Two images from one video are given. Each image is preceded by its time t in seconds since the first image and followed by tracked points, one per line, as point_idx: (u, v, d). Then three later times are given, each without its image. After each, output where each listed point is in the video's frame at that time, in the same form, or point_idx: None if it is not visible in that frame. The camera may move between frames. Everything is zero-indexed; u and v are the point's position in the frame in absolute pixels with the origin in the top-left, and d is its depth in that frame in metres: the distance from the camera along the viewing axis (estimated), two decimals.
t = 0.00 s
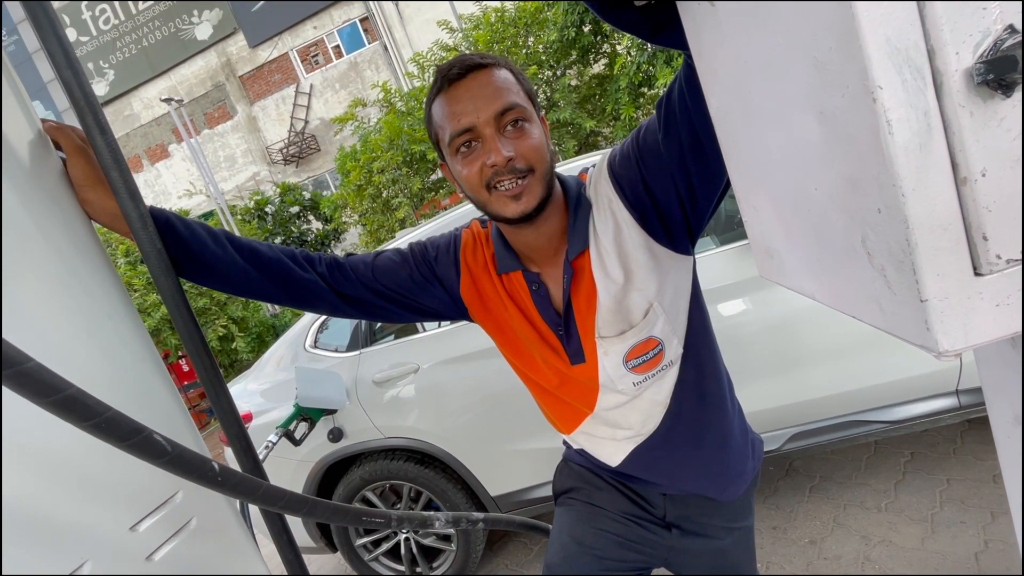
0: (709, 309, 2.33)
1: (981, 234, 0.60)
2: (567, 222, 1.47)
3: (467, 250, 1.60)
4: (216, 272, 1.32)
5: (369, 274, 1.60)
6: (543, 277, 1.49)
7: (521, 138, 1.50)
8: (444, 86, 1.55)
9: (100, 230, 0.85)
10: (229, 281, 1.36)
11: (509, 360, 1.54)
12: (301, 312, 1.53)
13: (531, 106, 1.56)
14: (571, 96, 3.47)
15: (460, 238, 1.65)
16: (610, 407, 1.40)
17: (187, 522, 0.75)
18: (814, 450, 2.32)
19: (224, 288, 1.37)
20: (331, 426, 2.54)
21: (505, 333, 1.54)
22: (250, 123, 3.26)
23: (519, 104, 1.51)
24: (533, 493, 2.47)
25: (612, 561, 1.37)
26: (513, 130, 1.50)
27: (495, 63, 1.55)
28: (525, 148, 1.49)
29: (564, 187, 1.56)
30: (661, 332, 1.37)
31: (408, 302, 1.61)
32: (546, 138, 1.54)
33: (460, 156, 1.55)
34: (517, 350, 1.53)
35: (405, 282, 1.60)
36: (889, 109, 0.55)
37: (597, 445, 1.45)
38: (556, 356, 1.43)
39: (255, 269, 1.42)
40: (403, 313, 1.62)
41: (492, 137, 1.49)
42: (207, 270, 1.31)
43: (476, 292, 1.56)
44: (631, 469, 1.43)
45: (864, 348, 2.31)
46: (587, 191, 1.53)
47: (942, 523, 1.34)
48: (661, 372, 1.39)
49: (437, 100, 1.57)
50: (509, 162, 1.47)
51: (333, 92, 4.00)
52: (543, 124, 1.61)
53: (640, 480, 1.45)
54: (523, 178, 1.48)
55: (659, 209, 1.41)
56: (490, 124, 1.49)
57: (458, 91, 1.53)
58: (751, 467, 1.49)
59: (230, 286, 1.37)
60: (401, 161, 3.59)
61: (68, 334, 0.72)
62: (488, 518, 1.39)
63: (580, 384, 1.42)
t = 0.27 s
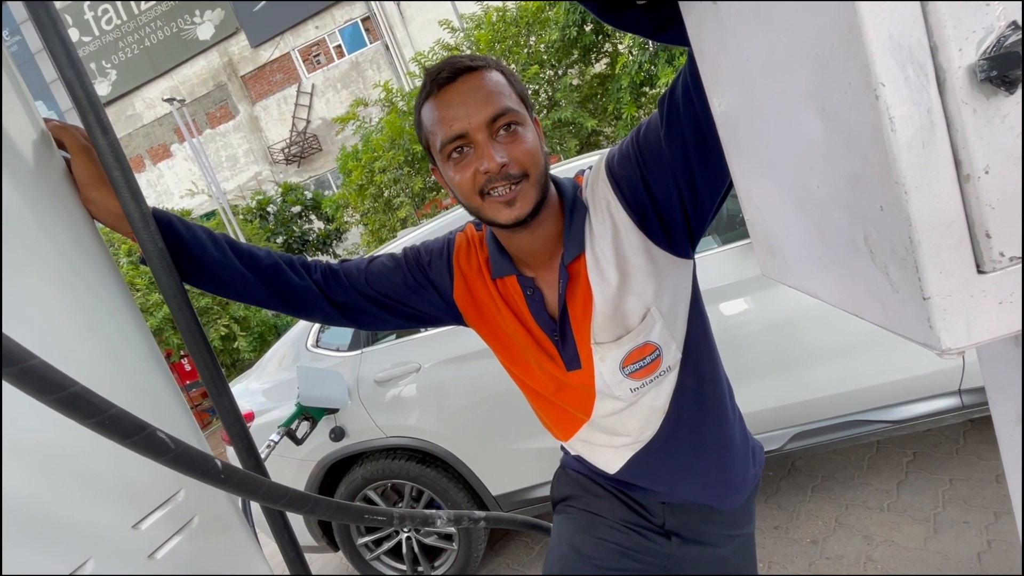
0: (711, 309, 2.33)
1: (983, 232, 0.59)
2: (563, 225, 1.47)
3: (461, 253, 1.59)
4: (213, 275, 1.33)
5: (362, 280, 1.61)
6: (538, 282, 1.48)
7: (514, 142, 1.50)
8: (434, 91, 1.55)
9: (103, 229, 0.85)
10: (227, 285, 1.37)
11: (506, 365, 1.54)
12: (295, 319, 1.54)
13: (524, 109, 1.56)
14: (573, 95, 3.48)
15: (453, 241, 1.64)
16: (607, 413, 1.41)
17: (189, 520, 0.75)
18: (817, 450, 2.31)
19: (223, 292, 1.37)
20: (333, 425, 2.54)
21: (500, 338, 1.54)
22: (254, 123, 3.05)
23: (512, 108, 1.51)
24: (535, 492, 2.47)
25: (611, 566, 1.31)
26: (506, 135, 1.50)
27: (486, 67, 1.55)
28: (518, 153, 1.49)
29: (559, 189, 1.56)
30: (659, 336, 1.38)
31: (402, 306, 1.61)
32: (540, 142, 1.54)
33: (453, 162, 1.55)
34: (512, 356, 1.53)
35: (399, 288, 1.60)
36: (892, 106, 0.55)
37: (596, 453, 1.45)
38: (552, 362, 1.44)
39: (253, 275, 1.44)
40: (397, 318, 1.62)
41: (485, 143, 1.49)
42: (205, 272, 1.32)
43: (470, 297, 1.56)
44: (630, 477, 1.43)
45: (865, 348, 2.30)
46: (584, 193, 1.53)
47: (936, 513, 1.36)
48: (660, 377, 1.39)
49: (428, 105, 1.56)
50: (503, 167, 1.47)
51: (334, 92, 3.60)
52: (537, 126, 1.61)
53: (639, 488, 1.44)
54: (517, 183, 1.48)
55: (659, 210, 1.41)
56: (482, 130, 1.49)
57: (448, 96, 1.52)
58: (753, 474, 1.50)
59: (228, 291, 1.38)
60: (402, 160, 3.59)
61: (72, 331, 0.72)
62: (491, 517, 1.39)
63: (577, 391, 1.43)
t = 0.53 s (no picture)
0: (713, 308, 2.32)
1: (987, 228, 0.59)
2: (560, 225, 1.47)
3: (454, 257, 1.59)
4: (211, 278, 1.32)
5: (356, 286, 1.61)
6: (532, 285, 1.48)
7: (511, 143, 1.49)
8: (431, 87, 1.53)
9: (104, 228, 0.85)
10: (224, 289, 1.36)
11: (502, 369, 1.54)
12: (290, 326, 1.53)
13: (522, 108, 1.55)
14: (575, 94, 3.48)
15: (446, 244, 1.64)
16: (607, 418, 1.40)
17: (191, 518, 0.75)
18: (820, 450, 2.31)
19: (221, 295, 1.36)
20: (335, 424, 2.54)
21: (496, 343, 1.54)
22: (256, 122, 3.04)
23: (510, 108, 1.50)
24: (537, 491, 2.46)
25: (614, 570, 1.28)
26: (503, 135, 1.50)
27: (485, 64, 1.53)
28: (515, 155, 1.48)
29: (556, 189, 1.56)
30: (658, 339, 1.37)
31: (397, 311, 1.61)
32: (537, 142, 1.54)
33: (448, 160, 1.55)
34: (508, 360, 1.53)
35: (394, 293, 1.60)
36: (895, 101, 0.55)
37: (595, 460, 1.45)
38: (550, 367, 1.43)
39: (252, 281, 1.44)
40: (393, 324, 1.62)
41: (481, 143, 1.49)
42: (203, 275, 1.32)
43: (465, 301, 1.56)
44: (631, 486, 1.42)
45: (869, 347, 2.30)
46: (580, 194, 1.53)
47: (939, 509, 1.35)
48: (661, 381, 1.38)
49: (424, 100, 1.55)
50: (499, 169, 1.47)
51: (338, 91, 3.65)
52: (534, 125, 1.60)
53: (640, 497, 1.43)
54: (513, 186, 1.48)
55: (659, 209, 1.41)
56: (479, 130, 1.49)
57: (446, 93, 1.51)
58: (756, 483, 1.49)
59: (225, 296, 1.37)
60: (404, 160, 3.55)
61: (73, 329, 0.72)
62: (492, 516, 1.38)
63: (573, 395, 1.43)
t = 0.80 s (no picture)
0: (717, 307, 2.32)
1: (997, 222, 0.58)
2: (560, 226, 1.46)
3: (452, 260, 1.59)
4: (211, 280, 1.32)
5: (354, 288, 1.62)
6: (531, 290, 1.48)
7: (506, 148, 1.49)
8: (423, 91, 1.52)
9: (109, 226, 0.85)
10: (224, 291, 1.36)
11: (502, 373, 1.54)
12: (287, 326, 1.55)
13: (517, 110, 1.54)
14: (578, 94, 3.47)
15: (444, 247, 1.64)
16: (611, 423, 1.39)
17: (195, 514, 0.74)
18: (824, 449, 2.30)
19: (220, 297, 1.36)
20: (338, 422, 2.54)
21: (495, 346, 1.54)
22: (260, 124, 2.98)
23: (505, 111, 1.49)
24: (540, 490, 2.46)
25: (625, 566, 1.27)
26: (498, 139, 1.49)
27: (477, 66, 1.52)
28: (510, 159, 1.48)
29: (555, 192, 1.55)
30: (661, 343, 1.36)
31: (394, 314, 1.61)
32: (533, 146, 1.53)
33: (442, 165, 1.54)
34: (508, 363, 1.53)
35: (391, 295, 1.60)
36: (904, 94, 0.54)
37: (597, 467, 1.45)
38: (551, 371, 1.43)
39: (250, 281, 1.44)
40: (390, 326, 1.62)
41: (476, 148, 1.48)
42: (204, 276, 1.31)
43: (463, 304, 1.56)
44: (637, 494, 1.42)
45: (874, 346, 2.29)
46: (579, 194, 1.52)
47: (945, 507, 1.35)
48: (666, 385, 1.37)
49: (416, 104, 1.53)
50: (494, 174, 1.46)
51: (341, 90, 3.70)
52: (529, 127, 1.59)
53: (644, 504, 1.43)
54: (509, 191, 1.47)
55: (662, 206, 1.40)
56: (474, 135, 1.48)
57: (438, 96, 1.50)
58: (764, 490, 1.49)
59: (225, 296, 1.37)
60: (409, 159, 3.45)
61: (78, 324, 0.72)
62: (494, 514, 1.38)
63: (575, 400, 1.42)
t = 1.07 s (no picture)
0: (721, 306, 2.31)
1: (1007, 225, 0.58)
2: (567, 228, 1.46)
3: (458, 259, 1.60)
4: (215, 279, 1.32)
5: (359, 288, 1.62)
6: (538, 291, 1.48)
7: (513, 147, 1.48)
8: (432, 88, 1.52)
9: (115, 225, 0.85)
10: (229, 290, 1.36)
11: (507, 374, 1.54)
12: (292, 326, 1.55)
13: (525, 109, 1.53)
14: (583, 92, 3.37)
15: (449, 246, 1.65)
16: (618, 427, 1.39)
17: (199, 513, 0.75)
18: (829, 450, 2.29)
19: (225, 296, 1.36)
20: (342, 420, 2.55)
21: (501, 347, 1.54)
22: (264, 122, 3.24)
23: (512, 110, 1.48)
24: (544, 489, 2.46)
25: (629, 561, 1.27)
26: (506, 138, 1.49)
27: (486, 64, 1.52)
28: (517, 158, 1.47)
29: (562, 189, 1.55)
30: (671, 345, 1.36)
31: (399, 313, 1.62)
32: (541, 145, 1.52)
33: (449, 163, 1.53)
34: (514, 364, 1.53)
35: (396, 295, 1.61)
36: (913, 95, 0.54)
37: (603, 473, 1.45)
38: (557, 373, 1.43)
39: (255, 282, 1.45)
40: (394, 326, 1.62)
41: (483, 147, 1.48)
42: (209, 276, 1.31)
43: (469, 305, 1.56)
44: (643, 498, 1.42)
45: (879, 347, 2.28)
46: (588, 192, 1.52)
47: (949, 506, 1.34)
48: (673, 390, 1.37)
49: (425, 101, 1.54)
50: (501, 174, 1.46)
51: (344, 91, 4.06)
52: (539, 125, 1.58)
53: (650, 509, 1.43)
54: (515, 191, 1.47)
55: (673, 205, 1.39)
56: (481, 133, 1.47)
57: (447, 93, 1.50)
58: (772, 494, 1.48)
59: (229, 295, 1.37)
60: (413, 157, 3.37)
61: (84, 324, 0.73)
62: (498, 514, 1.38)
63: (581, 403, 1.42)
